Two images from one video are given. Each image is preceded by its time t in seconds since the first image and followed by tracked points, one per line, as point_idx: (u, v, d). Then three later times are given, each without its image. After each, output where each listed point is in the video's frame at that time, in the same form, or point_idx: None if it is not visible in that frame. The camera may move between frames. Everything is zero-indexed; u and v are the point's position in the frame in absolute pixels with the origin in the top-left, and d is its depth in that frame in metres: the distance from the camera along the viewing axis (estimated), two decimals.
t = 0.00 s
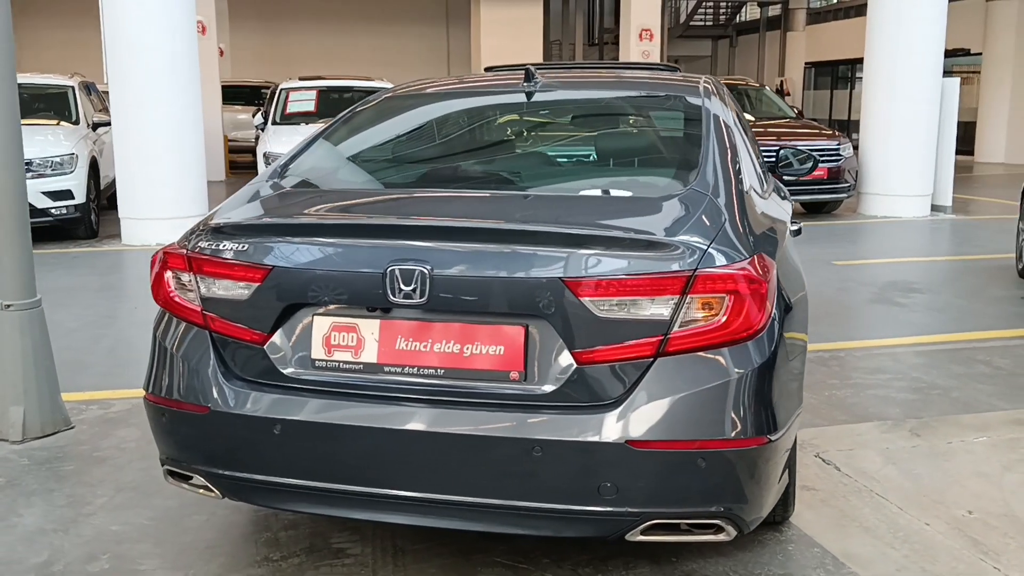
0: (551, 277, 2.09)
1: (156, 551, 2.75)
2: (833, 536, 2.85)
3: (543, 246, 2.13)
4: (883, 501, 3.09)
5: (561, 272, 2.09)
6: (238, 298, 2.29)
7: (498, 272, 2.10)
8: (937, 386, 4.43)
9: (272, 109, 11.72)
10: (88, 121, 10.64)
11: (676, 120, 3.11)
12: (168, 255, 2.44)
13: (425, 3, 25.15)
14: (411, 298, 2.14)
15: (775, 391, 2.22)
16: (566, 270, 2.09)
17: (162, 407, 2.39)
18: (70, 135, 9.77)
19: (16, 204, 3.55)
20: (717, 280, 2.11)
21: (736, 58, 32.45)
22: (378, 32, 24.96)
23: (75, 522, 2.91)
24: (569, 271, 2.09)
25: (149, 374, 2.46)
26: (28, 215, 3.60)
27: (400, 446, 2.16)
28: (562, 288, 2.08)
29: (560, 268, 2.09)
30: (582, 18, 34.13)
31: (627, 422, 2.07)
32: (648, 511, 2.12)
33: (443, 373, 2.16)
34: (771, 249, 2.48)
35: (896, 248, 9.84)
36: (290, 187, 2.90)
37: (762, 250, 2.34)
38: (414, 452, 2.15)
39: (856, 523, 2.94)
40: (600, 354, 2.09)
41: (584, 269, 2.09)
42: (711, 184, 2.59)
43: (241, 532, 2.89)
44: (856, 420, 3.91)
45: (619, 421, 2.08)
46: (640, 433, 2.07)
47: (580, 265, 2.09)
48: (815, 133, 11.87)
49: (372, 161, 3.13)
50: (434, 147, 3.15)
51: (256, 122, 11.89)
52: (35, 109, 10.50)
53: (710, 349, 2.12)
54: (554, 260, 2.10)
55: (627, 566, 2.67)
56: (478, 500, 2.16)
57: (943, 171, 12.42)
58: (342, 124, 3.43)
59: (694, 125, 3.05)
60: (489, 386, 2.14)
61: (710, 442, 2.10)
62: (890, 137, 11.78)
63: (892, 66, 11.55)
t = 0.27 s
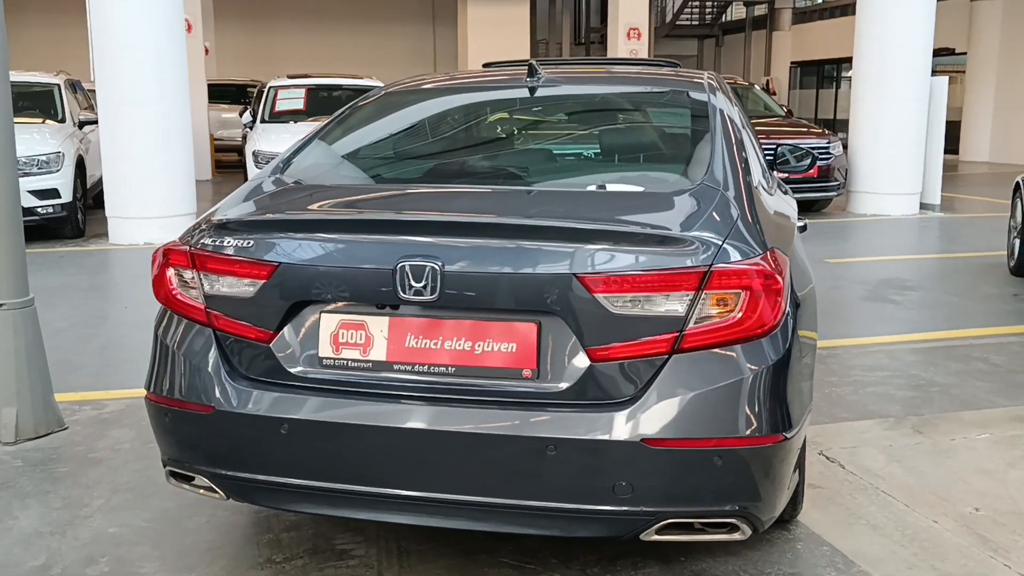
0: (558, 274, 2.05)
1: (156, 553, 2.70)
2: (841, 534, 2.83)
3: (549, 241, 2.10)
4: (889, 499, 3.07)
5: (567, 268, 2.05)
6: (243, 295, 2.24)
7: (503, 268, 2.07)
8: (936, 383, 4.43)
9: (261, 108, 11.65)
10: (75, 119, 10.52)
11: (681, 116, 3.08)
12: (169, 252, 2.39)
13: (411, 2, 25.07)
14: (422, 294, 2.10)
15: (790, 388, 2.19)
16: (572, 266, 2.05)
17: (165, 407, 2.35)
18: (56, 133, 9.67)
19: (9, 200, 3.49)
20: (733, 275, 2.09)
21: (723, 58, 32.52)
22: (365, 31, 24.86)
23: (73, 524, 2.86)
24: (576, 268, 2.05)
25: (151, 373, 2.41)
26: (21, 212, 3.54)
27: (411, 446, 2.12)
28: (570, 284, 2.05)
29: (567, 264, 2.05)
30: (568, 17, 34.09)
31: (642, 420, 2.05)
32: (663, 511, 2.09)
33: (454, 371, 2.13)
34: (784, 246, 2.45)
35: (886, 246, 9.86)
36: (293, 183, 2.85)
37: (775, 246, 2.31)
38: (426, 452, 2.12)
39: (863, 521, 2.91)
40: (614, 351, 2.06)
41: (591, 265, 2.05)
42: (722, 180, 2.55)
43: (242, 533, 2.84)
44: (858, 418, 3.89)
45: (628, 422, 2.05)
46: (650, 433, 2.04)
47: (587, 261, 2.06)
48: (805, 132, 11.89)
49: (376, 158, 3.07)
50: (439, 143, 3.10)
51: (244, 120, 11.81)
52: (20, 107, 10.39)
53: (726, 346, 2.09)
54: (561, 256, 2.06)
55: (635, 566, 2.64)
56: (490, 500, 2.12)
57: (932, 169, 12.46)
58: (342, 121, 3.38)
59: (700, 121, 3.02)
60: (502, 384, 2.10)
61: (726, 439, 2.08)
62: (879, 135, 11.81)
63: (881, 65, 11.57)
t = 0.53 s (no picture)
0: (565, 271, 2.01)
1: (156, 559, 2.64)
2: (851, 533, 2.80)
3: (556, 237, 2.05)
4: (897, 498, 3.05)
5: (574, 266, 2.01)
6: (247, 294, 2.18)
7: (511, 265, 2.02)
8: (935, 380, 4.42)
9: (247, 106, 11.55)
10: (59, 117, 10.38)
11: (686, 112, 3.04)
12: (170, 250, 2.33)
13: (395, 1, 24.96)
14: (433, 292, 2.05)
15: (808, 387, 2.15)
16: (580, 264, 2.01)
17: (167, 409, 2.29)
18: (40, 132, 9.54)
19: None
20: (752, 271, 2.05)
21: (706, 57, 32.59)
22: (348, 30, 24.74)
23: (69, 530, 2.79)
24: (583, 265, 2.01)
25: (152, 375, 2.36)
26: (11, 211, 3.46)
27: (424, 448, 2.07)
28: (580, 281, 2.00)
29: (574, 262, 2.01)
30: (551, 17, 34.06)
31: (661, 421, 2.00)
32: (682, 513, 2.05)
33: (466, 371, 2.08)
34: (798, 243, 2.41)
35: (875, 244, 9.88)
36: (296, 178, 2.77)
37: (791, 243, 2.27)
38: (439, 454, 2.07)
39: (872, 520, 2.89)
40: (629, 350, 2.02)
41: (597, 262, 2.01)
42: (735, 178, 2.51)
43: (243, 538, 2.78)
44: (860, 416, 3.87)
45: (640, 424, 2.01)
46: (662, 435, 2.00)
47: (595, 258, 2.02)
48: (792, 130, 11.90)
49: (378, 155, 3.01)
50: (444, 140, 3.04)
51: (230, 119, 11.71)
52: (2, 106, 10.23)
53: (743, 345, 2.05)
54: (567, 253, 2.02)
55: (645, 567, 2.60)
56: (504, 502, 2.08)
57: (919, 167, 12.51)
58: (340, 116, 3.30)
59: (709, 117, 2.98)
60: (515, 384, 2.06)
61: (745, 440, 2.04)
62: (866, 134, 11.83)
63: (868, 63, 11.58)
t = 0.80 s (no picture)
0: (564, 274, 1.98)
1: (149, 568, 2.59)
2: (851, 535, 2.79)
3: (557, 240, 2.02)
4: (895, 499, 3.04)
5: (573, 269, 1.98)
6: (244, 298, 2.14)
7: (516, 268, 1.99)
8: (926, 379, 4.42)
9: (228, 106, 11.44)
10: (38, 118, 10.20)
11: (682, 111, 3.02)
12: (163, 254, 2.28)
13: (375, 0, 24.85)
14: (436, 296, 2.01)
15: (813, 390, 2.14)
16: (579, 267, 1.98)
17: (162, 416, 2.24)
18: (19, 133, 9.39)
19: None
20: (758, 274, 2.03)
21: (687, 57, 32.67)
22: (328, 29, 24.59)
23: (58, 539, 2.73)
24: (582, 268, 1.98)
25: (145, 380, 2.31)
26: None
27: (427, 454, 2.04)
28: (581, 284, 1.97)
29: (573, 265, 1.98)
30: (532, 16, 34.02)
31: (668, 425, 1.98)
32: (689, 518, 2.03)
33: (470, 375, 2.05)
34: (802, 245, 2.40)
35: (859, 243, 9.93)
36: (292, 179, 2.73)
37: (795, 244, 2.26)
38: (444, 461, 2.04)
39: (871, 521, 2.88)
40: (636, 353, 1.99)
41: (596, 264, 1.98)
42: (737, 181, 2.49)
43: (237, 545, 2.74)
44: (853, 416, 3.87)
45: (646, 429, 1.98)
46: (666, 440, 1.98)
47: (594, 261, 1.99)
48: (775, 130, 11.94)
49: (374, 156, 2.96)
50: (441, 141, 3.00)
51: (212, 119, 11.60)
52: None
53: (751, 347, 2.03)
54: (566, 256, 1.99)
55: (646, 571, 2.58)
56: (509, 509, 2.05)
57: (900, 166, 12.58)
58: (334, 116, 3.26)
59: (708, 117, 2.96)
60: (520, 388, 2.03)
61: (753, 444, 2.02)
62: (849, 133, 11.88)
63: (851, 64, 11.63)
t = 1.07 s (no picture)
0: (562, 271, 1.95)
1: (141, 572, 2.54)
2: (851, 532, 2.78)
3: (561, 236, 1.99)
4: (892, 495, 3.04)
5: (571, 266, 1.95)
6: (241, 297, 2.10)
7: (521, 265, 1.96)
8: (917, 376, 4.43)
9: (210, 105, 11.34)
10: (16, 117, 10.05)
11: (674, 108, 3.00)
12: (157, 251, 2.24)
13: None
14: (439, 294, 1.98)
15: (818, 386, 2.12)
16: (577, 264, 1.95)
17: (156, 417, 2.20)
18: None
19: None
20: (764, 270, 2.01)
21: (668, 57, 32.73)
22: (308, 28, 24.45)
23: (47, 543, 2.68)
24: (581, 265, 1.95)
25: (138, 381, 2.26)
26: None
27: (430, 454, 2.01)
28: (581, 281, 1.95)
29: (571, 261, 1.96)
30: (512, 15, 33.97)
31: (675, 423, 1.96)
32: (696, 517, 2.01)
33: (473, 374, 2.02)
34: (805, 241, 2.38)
35: (843, 241, 9.97)
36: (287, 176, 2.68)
37: (799, 240, 2.24)
38: (450, 461, 2.00)
39: (870, 518, 2.87)
40: (642, 351, 1.97)
41: (594, 261, 1.96)
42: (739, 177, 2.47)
43: (231, 548, 2.69)
44: (847, 413, 3.87)
45: (651, 427, 1.96)
46: (671, 439, 1.96)
47: (593, 258, 1.96)
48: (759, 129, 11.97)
49: (370, 152, 2.92)
50: (437, 137, 2.96)
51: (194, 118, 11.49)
52: None
53: (757, 344, 2.02)
54: (564, 253, 1.96)
55: (647, 571, 2.56)
56: (513, 509, 2.03)
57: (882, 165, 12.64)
58: (327, 113, 3.22)
59: (706, 113, 2.94)
60: (523, 387, 2.00)
61: (760, 441, 2.00)
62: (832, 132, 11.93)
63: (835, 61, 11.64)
